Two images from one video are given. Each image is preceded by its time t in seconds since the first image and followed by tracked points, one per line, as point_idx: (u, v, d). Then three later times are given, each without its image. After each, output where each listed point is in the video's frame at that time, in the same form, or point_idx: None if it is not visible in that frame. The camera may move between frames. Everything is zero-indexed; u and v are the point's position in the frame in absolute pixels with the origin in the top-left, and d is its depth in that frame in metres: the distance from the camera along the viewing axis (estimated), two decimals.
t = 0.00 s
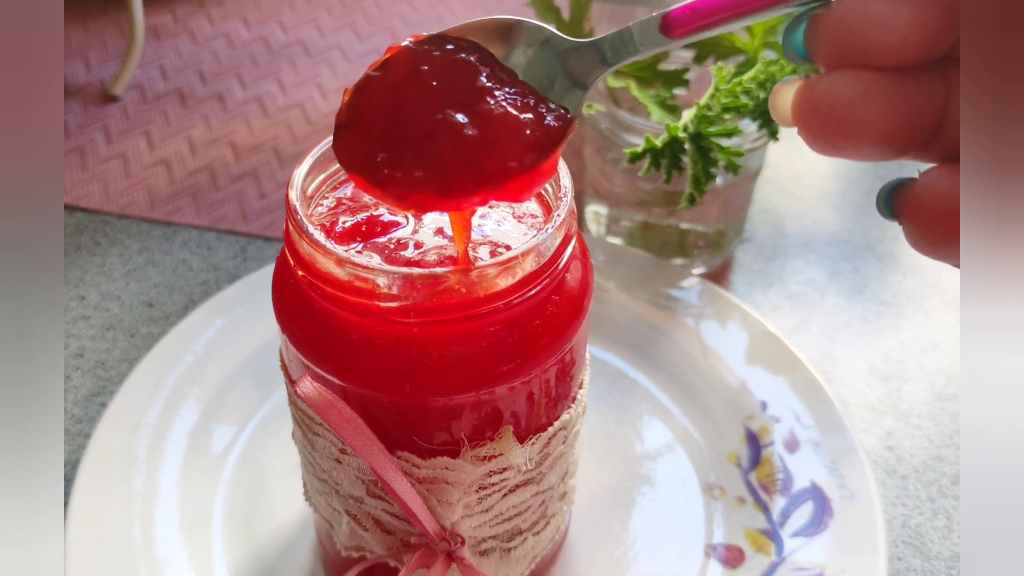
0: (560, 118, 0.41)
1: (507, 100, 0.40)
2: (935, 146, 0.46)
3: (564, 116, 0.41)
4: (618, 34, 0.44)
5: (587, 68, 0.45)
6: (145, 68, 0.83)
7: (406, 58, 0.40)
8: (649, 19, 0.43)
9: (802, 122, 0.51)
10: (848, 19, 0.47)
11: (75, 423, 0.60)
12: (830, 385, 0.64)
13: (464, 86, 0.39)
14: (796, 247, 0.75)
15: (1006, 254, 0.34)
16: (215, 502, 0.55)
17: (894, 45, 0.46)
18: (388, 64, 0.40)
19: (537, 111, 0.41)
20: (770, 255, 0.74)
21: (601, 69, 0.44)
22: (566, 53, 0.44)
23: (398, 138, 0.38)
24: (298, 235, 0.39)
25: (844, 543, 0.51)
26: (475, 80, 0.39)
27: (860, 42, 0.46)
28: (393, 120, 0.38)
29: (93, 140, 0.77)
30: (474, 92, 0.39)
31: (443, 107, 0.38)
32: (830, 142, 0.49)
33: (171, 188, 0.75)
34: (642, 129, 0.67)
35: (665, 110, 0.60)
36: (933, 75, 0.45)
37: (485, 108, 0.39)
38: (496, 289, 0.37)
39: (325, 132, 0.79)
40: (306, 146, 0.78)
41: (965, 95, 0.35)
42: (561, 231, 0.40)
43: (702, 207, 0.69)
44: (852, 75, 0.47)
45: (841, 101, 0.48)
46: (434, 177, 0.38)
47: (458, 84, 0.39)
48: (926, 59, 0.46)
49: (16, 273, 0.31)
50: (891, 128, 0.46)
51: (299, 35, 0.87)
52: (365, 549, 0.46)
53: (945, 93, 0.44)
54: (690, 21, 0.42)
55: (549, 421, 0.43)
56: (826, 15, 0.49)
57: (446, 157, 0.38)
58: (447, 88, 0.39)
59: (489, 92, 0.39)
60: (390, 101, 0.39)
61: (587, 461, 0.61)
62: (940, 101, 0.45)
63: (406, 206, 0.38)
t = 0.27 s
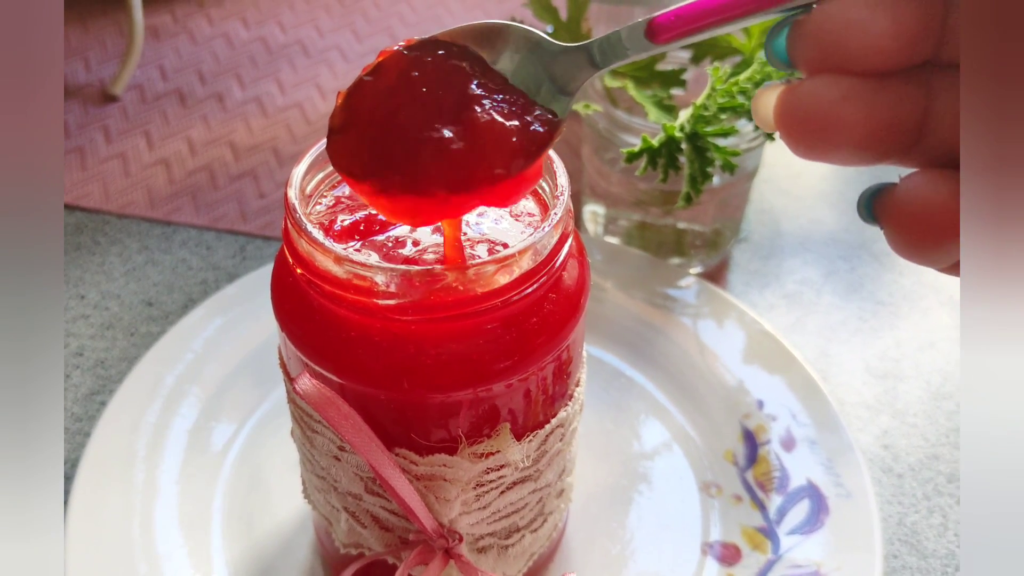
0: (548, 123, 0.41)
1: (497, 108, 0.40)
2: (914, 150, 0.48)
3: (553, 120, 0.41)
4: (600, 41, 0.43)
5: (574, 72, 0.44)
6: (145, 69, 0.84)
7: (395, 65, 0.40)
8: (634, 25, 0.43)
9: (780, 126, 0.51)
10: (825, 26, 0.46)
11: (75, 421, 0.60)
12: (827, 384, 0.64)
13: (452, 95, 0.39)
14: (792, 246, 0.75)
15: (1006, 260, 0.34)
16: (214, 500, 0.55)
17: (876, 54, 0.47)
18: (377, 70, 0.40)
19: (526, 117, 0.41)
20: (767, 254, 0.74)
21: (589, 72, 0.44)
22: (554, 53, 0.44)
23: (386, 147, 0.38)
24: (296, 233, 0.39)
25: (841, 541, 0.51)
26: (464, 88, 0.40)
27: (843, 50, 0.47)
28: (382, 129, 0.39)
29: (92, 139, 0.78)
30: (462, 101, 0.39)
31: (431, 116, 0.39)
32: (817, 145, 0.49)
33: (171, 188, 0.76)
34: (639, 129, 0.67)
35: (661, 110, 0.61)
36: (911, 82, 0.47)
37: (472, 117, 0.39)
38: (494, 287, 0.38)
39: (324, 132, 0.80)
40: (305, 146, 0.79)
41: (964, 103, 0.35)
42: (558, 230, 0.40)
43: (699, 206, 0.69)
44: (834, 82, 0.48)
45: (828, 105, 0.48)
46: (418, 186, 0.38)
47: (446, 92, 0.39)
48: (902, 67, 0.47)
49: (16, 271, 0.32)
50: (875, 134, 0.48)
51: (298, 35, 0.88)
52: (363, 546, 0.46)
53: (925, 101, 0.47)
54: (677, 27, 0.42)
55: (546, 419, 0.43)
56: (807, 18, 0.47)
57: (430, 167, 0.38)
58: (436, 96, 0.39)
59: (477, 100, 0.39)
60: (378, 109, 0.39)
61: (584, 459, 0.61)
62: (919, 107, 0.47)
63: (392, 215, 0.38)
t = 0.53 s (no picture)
0: (540, 140, 0.41)
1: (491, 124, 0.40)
2: (903, 159, 0.52)
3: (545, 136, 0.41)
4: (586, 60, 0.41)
5: (561, 90, 0.42)
6: (146, 71, 0.84)
7: (383, 88, 0.39)
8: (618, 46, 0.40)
9: (773, 143, 0.53)
10: (816, 43, 0.50)
11: (77, 422, 0.61)
12: (825, 387, 0.65)
13: (442, 115, 0.39)
14: (791, 249, 0.75)
15: (1004, 273, 0.41)
16: (216, 501, 0.56)
17: (864, 72, 0.50)
18: (365, 95, 0.39)
19: (519, 135, 0.41)
20: (766, 257, 0.75)
21: (577, 88, 0.42)
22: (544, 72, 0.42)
23: (379, 170, 0.38)
24: (299, 237, 0.40)
25: (840, 542, 0.52)
26: (455, 107, 0.39)
27: (831, 69, 0.50)
28: (373, 154, 0.38)
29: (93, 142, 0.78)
30: (453, 121, 0.39)
31: (422, 139, 0.38)
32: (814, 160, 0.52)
33: (172, 190, 0.76)
34: (638, 132, 0.68)
35: (661, 114, 0.61)
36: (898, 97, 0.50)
37: (463, 138, 0.39)
38: (495, 290, 0.38)
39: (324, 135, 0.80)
40: (305, 148, 0.79)
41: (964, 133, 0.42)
42: (558, 233, 0.40)
43: (698, 210, 0.69)
44: (821, 99, 0.51)
45: (818, 121, 0.51)
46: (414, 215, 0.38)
47: (437, 112, 0.39)
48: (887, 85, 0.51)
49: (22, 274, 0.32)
50: (870, 144, 0.51)
51: (298, 38, 0.88)
52: (364, 547, 0.47)
53: (913, 112, 0.50)
54: (666, 45, 0.39)
55: (546, 421, 0.44)
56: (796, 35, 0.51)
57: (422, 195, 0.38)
58: (426, 117, 0.39)
59: (469, 120, 0.39)
60: (368, 134, 0.39)
61: (585, 460, 0.61)
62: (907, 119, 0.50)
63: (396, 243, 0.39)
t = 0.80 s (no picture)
0: (546, 149, 0.41)
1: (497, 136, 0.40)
2: (903, 169, 0.52)
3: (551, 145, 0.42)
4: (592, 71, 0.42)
5: (568, 99, 0.42)
6: (149, 74, 0.84)
7: (392, 100, 0.40)
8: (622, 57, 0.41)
9: (773, 150, 0.53)
10: (817, 52, 0.48)
11: (81, 424, 0.61)
12: (825, 388, 0.65)
13: (451, 128, 0.40)
14: (791, 251, 0.76)
15: (1007, 276, 0.36)
16: (219, 502, 0.56)
17: (865, 81, 0.49)
18: (375, 107, 0.40)
19: (525, 144, 0.41)
20: (766, 259, 0.75)
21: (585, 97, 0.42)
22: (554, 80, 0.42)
23: (389, 183, 0.39)
24: (303, 239, 0.40)
25: (839, 543, 0.52)
26: (464, 119, 0.40)
27: (831, 79, 0.49)
28: (383, 167, 0.39)
29: (96, 144, 0.78)
30: (461, 134, 0.40)
31: (431, 153, 0.39)
32: (811, 168, 0.51)
33: (175, 192, 0.76)
34: (639, 135, 0.68)
35: (662, 117, 0.61)
36: (899, 107, 0.50)
37: (471, 151, 0.39)
38: (498, 293, 0.38)
39: (326, 137, 0.80)
40: (307, 150, 0.79)
41: (962, 131, 0.37)
42: (560, 236, 0.41)
43: (699, 212, 0.70)
44: (821, 108, 0.50)
45: (816, 131, 0.50)
46: (423, 228, 0.39)
47: (445, 125, 0.40)
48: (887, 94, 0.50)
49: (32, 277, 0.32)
50: (869, 153, 0.50)
51: (300, 41, 0.88)
52: (367, 548, 0.47)
53: (914, 121, 0.50)
54: (679, 54, 0.39)
55: (548, 422, 0.44)
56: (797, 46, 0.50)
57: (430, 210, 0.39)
58: (435, 131, 0.39)
59: (476, 133, 0.40)
60: (379, 146, 0.39)
61: (585, 461, 0.62)
62: (907, 129, 0.50)
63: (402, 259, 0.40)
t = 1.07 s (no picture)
0: (548, 152, 0.42)
1: (501, 139, 0.41)
2: (903, 167, 0.52)
3: (552, 147, 0.42)
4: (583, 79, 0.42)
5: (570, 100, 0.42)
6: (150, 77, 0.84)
7: (399, 102, 0.40)
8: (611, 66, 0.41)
9: (772, 152, 0.53)
10: (815, 57, 0.49)
11: (83, 424, 0.61)
12: (823, 390, 0.65)
13: (456, 132, 0.40)
14: (789, 254, 0.76)
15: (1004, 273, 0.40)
16: (221, 503, 0.56)
17: (863, 83, 0.50)
18: (381, 108, 0.41)
19: (528, 148, 0.41)
20: (764, 261, 0.75)
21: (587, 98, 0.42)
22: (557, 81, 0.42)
23: (395, 189, 0.40)
24: (305, 241, 0.40)
25: (837, 542, 0.52)
26: (468, 125, 0.40)
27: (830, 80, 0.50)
28: (390, 171, 0.40)
29: (98, 146, 0.78)
30: (466, 139, 0.40)
31: (436, 158, 0.40)
32: (812, 168, 0.52)
33: (176, 195, 0.77)
34: (638, 138, 0.69)
35: (660, 120, 0.62)
36: (898, 107, 0.51)
37: (475, 157, 0.40)
38: (497, 295, 0.39)
39: (326, 140, 0.81)
40: (308, 153, 0.80)
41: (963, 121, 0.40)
42: (559, 238, 0.41)
43: (697, 214, 0.70)
44: (820, 109, 0.51)
45: (816, 132, 0.51)
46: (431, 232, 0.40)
47: (451, 128, 0.40)
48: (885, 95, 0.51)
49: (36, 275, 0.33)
50: (868, 152, 0.51)
51: (301, 44, 0.89)
52: (368, 547, 0.47)
53: (912, 121, 0.50)
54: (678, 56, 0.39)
55: (548, 422, 0.44)
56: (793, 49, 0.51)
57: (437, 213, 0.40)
58: (440, 134, 0.40)
59: (481, 136, 0.40)
60: (386, 149, 0.40)
61: (585, 461, 0.62)
62: (906, 129, 0.51)
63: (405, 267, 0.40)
